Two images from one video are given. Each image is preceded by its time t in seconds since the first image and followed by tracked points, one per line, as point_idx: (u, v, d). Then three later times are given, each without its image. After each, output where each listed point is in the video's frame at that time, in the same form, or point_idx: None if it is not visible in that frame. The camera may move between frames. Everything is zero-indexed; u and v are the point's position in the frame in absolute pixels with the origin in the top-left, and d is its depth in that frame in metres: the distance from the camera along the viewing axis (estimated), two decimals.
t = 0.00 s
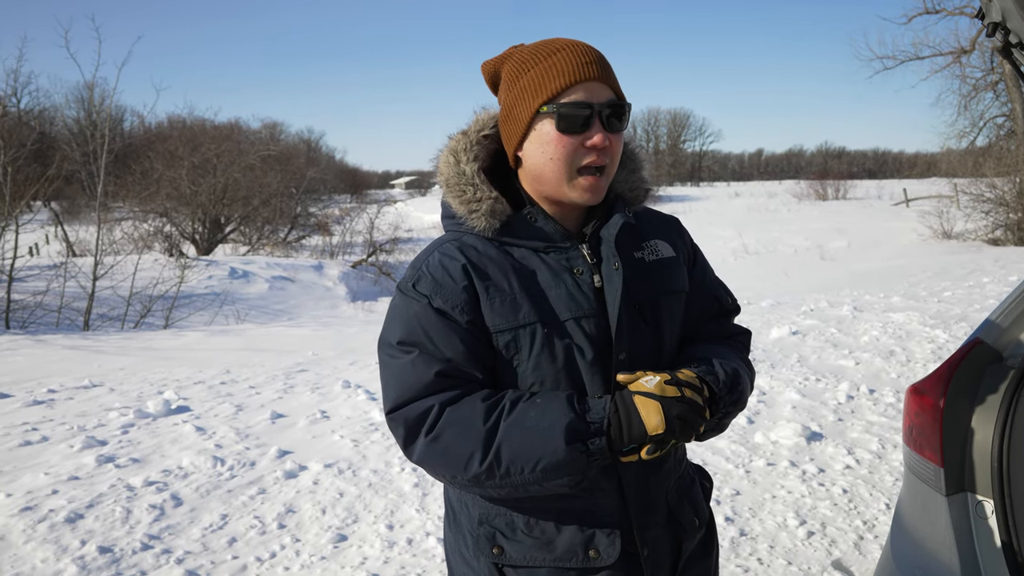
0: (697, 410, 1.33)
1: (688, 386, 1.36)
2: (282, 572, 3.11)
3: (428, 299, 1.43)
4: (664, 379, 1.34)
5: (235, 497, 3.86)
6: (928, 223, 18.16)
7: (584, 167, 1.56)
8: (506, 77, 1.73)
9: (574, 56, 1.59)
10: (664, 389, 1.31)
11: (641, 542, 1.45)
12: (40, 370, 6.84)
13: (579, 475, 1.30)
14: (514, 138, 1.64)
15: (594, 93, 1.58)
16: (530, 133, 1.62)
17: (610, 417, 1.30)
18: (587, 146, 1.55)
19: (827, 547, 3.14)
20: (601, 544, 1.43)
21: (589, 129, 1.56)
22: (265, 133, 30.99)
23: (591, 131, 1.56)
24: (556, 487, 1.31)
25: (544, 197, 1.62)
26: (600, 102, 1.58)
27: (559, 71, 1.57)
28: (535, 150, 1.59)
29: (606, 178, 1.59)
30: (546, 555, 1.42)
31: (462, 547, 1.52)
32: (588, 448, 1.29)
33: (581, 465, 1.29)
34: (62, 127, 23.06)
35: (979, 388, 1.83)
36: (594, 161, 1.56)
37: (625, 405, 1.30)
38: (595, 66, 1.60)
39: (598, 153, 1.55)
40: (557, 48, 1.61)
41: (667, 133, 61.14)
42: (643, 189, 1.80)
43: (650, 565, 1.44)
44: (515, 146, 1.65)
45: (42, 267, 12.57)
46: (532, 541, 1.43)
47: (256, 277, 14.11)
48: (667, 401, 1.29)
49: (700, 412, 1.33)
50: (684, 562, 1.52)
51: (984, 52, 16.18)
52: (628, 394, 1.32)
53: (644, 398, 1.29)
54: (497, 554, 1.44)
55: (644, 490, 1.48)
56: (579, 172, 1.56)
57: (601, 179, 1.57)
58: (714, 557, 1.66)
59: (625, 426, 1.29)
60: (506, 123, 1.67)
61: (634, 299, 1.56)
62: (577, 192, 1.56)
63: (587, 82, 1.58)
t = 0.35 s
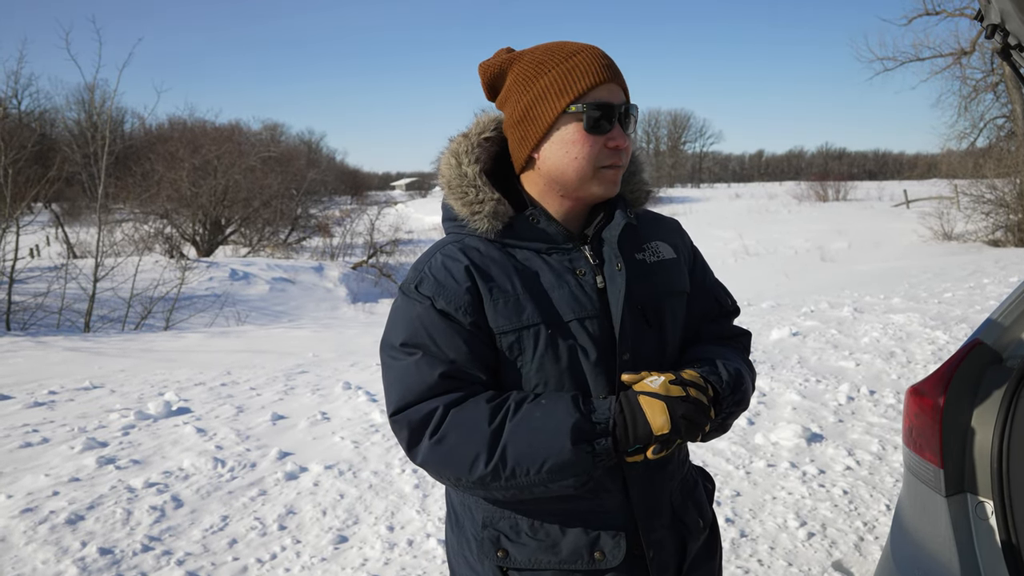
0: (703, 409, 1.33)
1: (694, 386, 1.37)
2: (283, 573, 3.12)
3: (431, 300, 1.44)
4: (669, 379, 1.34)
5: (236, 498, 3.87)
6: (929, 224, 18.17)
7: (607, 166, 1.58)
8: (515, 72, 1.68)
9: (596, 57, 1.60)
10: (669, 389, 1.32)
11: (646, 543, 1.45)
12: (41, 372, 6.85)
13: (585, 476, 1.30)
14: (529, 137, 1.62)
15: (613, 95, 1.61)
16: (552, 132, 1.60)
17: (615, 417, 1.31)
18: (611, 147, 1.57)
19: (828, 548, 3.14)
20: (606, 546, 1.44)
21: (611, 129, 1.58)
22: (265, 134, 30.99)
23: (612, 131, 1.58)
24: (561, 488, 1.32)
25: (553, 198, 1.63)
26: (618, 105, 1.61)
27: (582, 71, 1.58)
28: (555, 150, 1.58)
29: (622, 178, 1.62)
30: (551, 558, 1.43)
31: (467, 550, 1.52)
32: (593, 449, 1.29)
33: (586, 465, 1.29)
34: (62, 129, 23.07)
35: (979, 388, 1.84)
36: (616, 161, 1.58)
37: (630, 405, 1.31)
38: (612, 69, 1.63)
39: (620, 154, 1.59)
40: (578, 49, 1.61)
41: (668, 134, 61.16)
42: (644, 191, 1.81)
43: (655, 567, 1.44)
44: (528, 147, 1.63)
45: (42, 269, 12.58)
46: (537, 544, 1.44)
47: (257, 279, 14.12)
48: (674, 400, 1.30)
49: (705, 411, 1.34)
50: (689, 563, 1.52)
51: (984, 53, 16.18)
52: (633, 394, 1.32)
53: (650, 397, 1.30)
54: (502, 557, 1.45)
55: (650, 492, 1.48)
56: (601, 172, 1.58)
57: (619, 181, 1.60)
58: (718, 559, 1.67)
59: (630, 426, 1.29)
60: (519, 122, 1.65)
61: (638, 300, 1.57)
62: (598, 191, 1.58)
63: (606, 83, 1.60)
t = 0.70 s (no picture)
0: (655, 332, 1.26)
1: (635, 306, 1.28)
2: None
3: (433, 308, 1.48)
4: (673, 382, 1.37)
5: (252, 506, 3.92)
6: (946, 229, 17.99)
7: (575, 167, 1.59)
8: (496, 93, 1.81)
9: (556, 64, 1.65)
10: (606, 335, 1.26)
11: (653, 547, 1.48)
12: (62, 381, 6.97)
13: (561, 441, 1.30)
14: (506, 151, 1.73)
15: (577, 98, 1.63)
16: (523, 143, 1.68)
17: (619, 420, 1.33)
18: (575, 149, 1.59)
19: (844, 556, 3.13)
20: (611, 552, 1.45)
21: (575, 132, 1.61)
22: (281, 145, 31.34)
23: (578, 133, 1.61)
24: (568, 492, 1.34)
25: (547, 205, 1.67)
26: (584, 106, 1.63)
27: (541, 80, 1.64)
28: (528, 159, 1.65)
29: (601, 177, 1.62)
30: (556, 564, 1.44)
31: (473, 557, 1.56)
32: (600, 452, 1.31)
33: (558, 431, 1.30)
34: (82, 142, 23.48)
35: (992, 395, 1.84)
36: (585, 161, 1.59)
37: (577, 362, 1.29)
38: (578, 72, 1.65)
39: (586, 154, 1.59)
40: (540, 59, 1.68)
41: (681, 141, 61.07)
42: (647, 198, 1.84)
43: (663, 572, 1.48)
44: (508, 158, 1.73)
45: (63, 280, 12.80)
46: (542, 550, 1.45)
47: (273, 289, 14.27)
48: (614, 342, 1.26)
49: (655, 332, 1.26)
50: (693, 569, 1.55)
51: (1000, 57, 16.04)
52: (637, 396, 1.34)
53: (595, 351, 1.26)
54: (507, 564, 1.47)
55: (654, 495, 1.49)
56: (571, 174, 1.60)
57: (594, 180, 1.60)
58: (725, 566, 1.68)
59: (589, 382, 1.28)
60: (501, 139, 1.76)
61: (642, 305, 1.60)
62: (574, 193, 1.60)
63: (571, 87, 1.64)
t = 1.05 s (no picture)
0: (681, 370, 1.25)
1: (663, 343, 1.25)
2: None
3: (434, 310, 1.48)
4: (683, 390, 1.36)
5: (254, 506, 3.92)
6: (948, 230, 17.97)
7: (575, 167, 1.59)
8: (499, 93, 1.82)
9: (558, 64, 1.65)
10: (629, 366, 1.24)
11: (657, 547, 1.47)
12: (63, 381, 6.98)
13: (573, 459, 1.31)
14: (507, 151, 1.73)
15: (579, 98, 1.63)
16: (523, 143, 1.68)
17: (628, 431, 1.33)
18: (575, 149, 1.59)
19: (846, 557, 3.12)
20: (615, 552, 1.45)
21: (576, 132, 1.60)
22: (282, 146, 31.36)
23: (578, 133, 1.61)
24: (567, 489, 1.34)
25: (547, 204, 1.66)
26: (585, 106, 1.63)
27: (543, 80, 1.64)
28: (528, 159, 1.65)
29: (601, 177, 1.61)
30: (560, 563, 1.44)
31: (477, 557, 1.55)
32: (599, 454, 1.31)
33: (572, 448, 1.30)
34: (84, 142, 23.49)
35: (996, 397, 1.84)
36: (585, 161, 1.58)
37: (597, 385, 1.28)
38: (580, 72, 1.65)
39: (586, 154, 1.59)
40: (541, 60, 1.68)
41: (682, 142, 61.06)
42: (648, 197, 1.84)
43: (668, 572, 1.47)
44: (509, 158, 1.72)
45: (65, 280, 12.81)
46: (546, 550, 1.45)
47: (274, 289, 14.28)
48: (636, 373, 1.23)
49: (682, 370, 1.24)
50: (697, 569, 1.54)
51: (1002, 58, 16.00)
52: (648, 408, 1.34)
53: (615, 380, 1.25)
54: (511, 564, 1.47)
55: (658, 495, 1.49)
56: (571, 174, 1.60)
57: (593, 180, 1.60)
58: (728, 564, 1.68)
59: (605, 405, 1.28)
60: (502, 138, 1.75)
61: (645, 305, 1.59)
62: (573, 194, 1.60)
63: (572, 87, 1.64)
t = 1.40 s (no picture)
0: (682, 366, 1.24)
1: (666, 339, 1.25)
2: None
3: (437, 310, 1.47)
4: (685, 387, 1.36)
5: (255, 506, 3.91)
6: (949, 231, 17.96)
7: (578, 169, 1.59)
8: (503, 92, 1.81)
9: (563, 65, 1.64)
10: (631, 362, 1.24)
11: (659, 547, 1.47)
12: (64, 381, 6.97)
13: (576, 459, 1.30)
14: (511, 151, 1.73)
15: (583, 99, 1.63)
16: (527, 144, 1.67)
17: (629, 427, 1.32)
18: (580, 150, 1.58)
19: (848, 558, 3.12)
20: (616, 552, 1.45)
21: (580, 134, 1.60)
22: (283, 146, 31.36)
23: (583, 135, 1.60)
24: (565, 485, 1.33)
25: (549, 205, 1.66)
26: (590, 108, 1.62)
27: (547, 81, 1.64)
28: (531, 160, 1.65)
29: (605, 178, 1.61)
30: (561, 564, 1.44)
31: (478, 557, 1.55)
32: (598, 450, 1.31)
33: (574, 448, 1.30)
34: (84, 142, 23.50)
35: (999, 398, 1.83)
36: (589, 163, 1.58)
37: (600, 385, 1.28)
38: (584, 73, 1.65)
39: (590, 156, 1.58)
40: (546, 61, 1.67)
41: (683, 142, 61.05)
42: (652, 198, 1.84)
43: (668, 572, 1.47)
44: (512, 157, 1.72)
45: (65, 280, 12.81)
46: (548, 550, 1.45)
47: (275, 289, 14.28)
48: (638, 370, 1.23)
49: (684, 365, 1.24)
50: (698, 569, 1.53)
51: (1003, 59, 15.98)
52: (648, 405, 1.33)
53: (617, 378, 1.25)
54: (512, 564, 1.46)
55: (659, 495, 1.49)
56: (575, 175, 1.59)
57: (596, 182, 1.59)
58: (730, 565, 1.68)
59: (608, 402, 1.27)
60: (506, 138, 1.75)
61: (647, 306, 1.59)
62: (576, 194, 1.59)
63: (576, 88, 1.63)
